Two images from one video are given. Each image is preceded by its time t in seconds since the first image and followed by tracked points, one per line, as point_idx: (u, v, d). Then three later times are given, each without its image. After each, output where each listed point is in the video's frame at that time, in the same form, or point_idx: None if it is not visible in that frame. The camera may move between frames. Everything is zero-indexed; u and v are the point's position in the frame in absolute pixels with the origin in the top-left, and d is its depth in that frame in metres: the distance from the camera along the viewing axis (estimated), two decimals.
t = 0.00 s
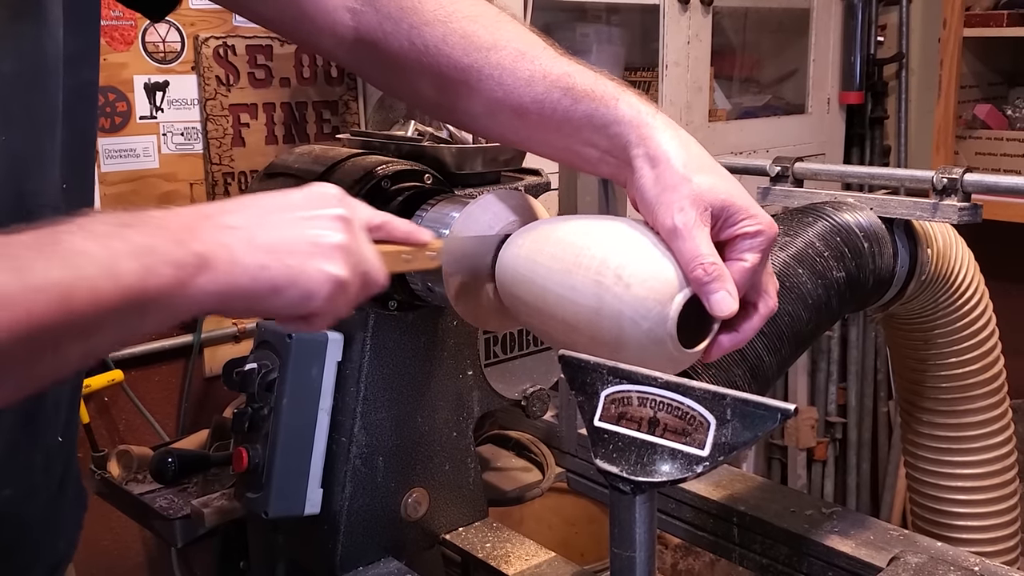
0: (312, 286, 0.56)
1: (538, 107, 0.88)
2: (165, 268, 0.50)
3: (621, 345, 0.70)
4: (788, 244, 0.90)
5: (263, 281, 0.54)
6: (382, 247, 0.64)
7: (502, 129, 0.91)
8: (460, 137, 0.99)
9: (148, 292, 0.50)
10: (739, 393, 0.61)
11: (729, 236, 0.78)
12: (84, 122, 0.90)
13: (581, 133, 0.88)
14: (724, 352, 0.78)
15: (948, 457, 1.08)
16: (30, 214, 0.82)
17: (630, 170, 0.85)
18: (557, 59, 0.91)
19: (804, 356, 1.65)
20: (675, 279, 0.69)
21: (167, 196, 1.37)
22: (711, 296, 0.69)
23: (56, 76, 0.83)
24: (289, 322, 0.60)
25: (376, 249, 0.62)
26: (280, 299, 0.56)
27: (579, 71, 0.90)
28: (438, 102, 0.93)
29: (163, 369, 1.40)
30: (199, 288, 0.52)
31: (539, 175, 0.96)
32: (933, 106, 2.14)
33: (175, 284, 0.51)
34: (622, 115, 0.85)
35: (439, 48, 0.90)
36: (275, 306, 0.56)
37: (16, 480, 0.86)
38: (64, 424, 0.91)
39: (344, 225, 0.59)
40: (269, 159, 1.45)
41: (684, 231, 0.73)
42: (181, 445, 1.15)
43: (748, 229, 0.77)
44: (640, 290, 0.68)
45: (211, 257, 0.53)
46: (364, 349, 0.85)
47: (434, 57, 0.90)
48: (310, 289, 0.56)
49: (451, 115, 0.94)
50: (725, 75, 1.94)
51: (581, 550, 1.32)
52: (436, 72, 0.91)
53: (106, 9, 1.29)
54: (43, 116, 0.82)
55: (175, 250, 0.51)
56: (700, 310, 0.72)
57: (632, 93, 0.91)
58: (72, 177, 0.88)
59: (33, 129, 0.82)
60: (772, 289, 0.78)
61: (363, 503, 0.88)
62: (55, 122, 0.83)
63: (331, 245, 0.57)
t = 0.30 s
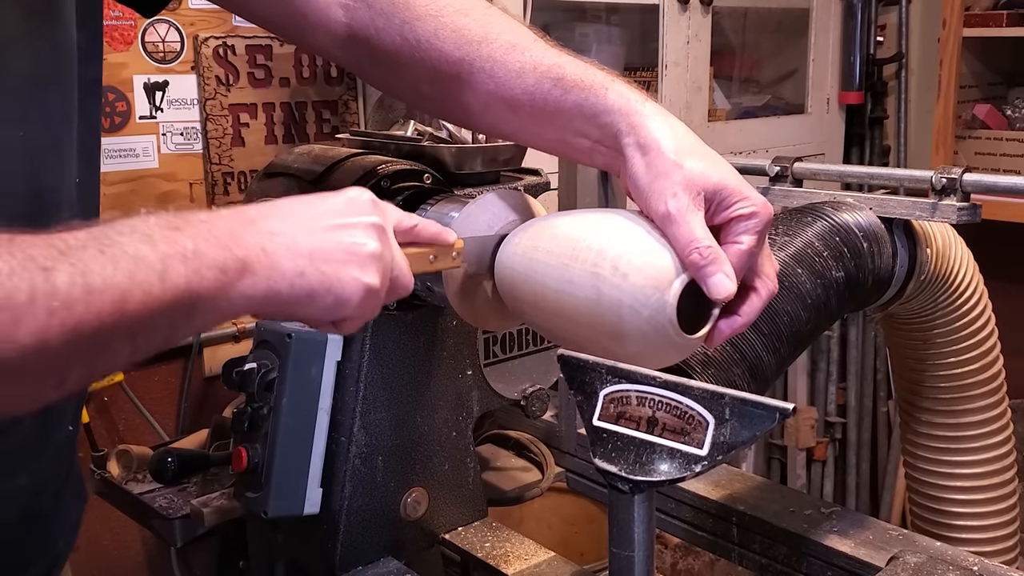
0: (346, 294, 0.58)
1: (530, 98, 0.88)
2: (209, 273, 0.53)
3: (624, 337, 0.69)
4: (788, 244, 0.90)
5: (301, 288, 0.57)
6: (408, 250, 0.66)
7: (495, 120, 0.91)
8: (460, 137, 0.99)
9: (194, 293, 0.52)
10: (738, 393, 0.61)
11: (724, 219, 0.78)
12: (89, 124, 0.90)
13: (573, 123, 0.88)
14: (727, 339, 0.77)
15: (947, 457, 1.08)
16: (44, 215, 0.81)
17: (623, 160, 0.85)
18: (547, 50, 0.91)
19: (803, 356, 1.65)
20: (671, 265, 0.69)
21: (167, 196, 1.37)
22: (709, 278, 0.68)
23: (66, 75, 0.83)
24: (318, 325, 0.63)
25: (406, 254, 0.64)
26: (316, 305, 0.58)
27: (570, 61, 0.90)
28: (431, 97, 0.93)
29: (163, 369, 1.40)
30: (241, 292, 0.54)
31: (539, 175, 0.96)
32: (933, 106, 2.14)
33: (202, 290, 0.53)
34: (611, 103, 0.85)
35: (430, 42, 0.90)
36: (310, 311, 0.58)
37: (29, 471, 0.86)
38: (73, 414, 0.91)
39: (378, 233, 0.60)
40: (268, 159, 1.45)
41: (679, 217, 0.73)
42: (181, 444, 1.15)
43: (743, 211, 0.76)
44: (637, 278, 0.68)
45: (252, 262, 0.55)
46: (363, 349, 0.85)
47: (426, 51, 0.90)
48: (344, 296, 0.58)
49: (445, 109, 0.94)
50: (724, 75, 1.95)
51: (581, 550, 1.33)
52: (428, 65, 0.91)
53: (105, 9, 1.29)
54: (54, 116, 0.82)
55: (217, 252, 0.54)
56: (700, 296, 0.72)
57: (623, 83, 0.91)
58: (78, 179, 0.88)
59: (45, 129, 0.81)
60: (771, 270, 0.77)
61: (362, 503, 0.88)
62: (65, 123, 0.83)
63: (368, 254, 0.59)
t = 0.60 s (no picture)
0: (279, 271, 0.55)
1: (531, 105, 0.88)
2: (128, 250, 0.51)
3: (623, 345, 0.70)
4: (788, 244, 0.90)
5: (228, 263, 0.54)
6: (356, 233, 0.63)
7: (496, 127, 0.91)
8: (460, 137, 1.00)
9: (111, 272, 0.50)
10: (739, 394, 0.61)
11: (725, 229, 0.77)
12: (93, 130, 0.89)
13: (575, 132, 0.88)
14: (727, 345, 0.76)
15: (948, 457, 1.08)
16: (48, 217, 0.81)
17: (624, 168, 0.86)
18: (551, 57, 0.91)
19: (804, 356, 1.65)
20: (670, 277, 0.69)
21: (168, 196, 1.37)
22: (709, 290, 0.68)
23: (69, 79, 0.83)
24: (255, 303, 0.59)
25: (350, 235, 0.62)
26: (246, 280, 0.55)
27: (572, 68, 0.90)
28: (437, 104, 0.94)
29: (164, 369, 1.40)
30: (164, 269, 0.52)
31: (540, 175, 0.97)
32: (933, 106, 2.14)
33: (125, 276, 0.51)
34: (612, 112, 0.85)
35: (436, 48, 0.90)
36: (243, 287, 0.56)
37: (27, 472, 0.85)
38: (80, 420, 0.90)
39: (316, 209, 0.58)
40: (270, 159, 1.45)
41: (680, 228, 0.72)
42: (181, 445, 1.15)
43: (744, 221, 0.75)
44: (636, 289, 0.68)
45: (176, 237, 0.52)
46: (365, 349, 0.85)
47: (431, 59, 0.90)
48: (278, 272, 0.55)
49: (449, 116, 0.94)
50: (725, 75, 1.95)
51: (582, 550, 1.33)
52: (434, 73, 0.91)
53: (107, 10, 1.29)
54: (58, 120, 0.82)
55: (138, 231, 0.51)
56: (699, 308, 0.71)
57: (624, 90, 0.91)
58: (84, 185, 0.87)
59: (51, 133, 0.81)
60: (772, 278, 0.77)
61: (364, 504, 0.88)
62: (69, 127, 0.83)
63: (299, 229, 0.56)
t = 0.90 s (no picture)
0: (280, 272, 0.55)
1: (513, 111, 0.88)
2: (126, 250, 0.51)
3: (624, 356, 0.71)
4: (788, 244, 0.90)
5: (228, 264, 0.54)
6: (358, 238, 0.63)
7: (479, 133, 0.92)
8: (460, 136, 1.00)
9: (110, 271, 0.51)
10: (739, 392, 0.61)
11: (721, 232, 0.77)
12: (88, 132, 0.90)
13: (557, 138, 0.88)
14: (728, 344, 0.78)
15: (948, 456, 1.08)
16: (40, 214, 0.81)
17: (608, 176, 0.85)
18: (535, 62, 0.90)
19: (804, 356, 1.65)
20: (668, 292, 0.69)
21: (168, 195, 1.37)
22: (708, 302, 0.69)
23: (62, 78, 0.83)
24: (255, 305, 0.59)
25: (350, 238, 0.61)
26: (244, 282, 0.55)
27: (555, 74, 0.89)
28: (425, 108, 0.94)
29: (164, 368, 1.40)
30: (163, 268, 0.52)
31: (540, 174, 0.97)
32: (934, 105, 2.14)
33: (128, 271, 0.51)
34: (592, 121, 0.85)
35: (421, 52, 0.90)
36: (241, 287, 0.55)
37: (21, 470, 0.85)
38: (74, 416, 0.90)
39: (317, 210, 0.57)
40: (270, 159, 1.45)
41: (674, 241, 0.72)
42: (181, 444, 1.15)
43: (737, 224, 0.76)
44: (637, 307, 0.69)
45: (175, 237, 0.53)
46: (366, 348, 0.85)
47: (418, 61, 0.90)
48: (278, 272, 0.55)
49: (436, 120, 0.94)
50: (725, 75, 1.95)
51: (582, 549, 1.33)
52: (421, 77, 0.91)
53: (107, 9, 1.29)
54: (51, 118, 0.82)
55: (135, 230, 0.52)
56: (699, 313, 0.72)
57: (608, 97, 0.90)
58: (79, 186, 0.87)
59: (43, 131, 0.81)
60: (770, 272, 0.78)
61: (364, 502, 0.88)
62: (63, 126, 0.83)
63: (298, 229, 0.56)
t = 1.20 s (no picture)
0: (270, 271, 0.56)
1: (517, 106, 0.89)
2: (121, 248, 0.51)
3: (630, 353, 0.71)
4: (788, 245, 0.90)
5: (221, 261, 0.55)
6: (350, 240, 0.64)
7: (484, 127, 0.92)
8: (460, 136, 0.99)
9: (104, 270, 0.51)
10: (739, 393, 0.61)
11: (724, 227, 0.77)
12: (85, 130, 0.90)
13: (561, 133, 0.89)
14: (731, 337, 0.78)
15: (948, 456, 1.08)
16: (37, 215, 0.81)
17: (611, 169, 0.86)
18: (537, 57, 0.91)
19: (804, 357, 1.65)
20: (671, 285, 0.69)
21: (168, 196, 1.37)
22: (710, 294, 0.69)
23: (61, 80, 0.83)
24: (251, 303, 0.60)
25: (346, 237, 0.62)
26: (238, 280, 0.56)
27: (558, 69, 0.90)
28: (426, 104, 0.94)
29: (164, 369, 1.40)
30: (158, 266, 0.53)
31: (540, 175, 0.97)
32: (933, 106, 2.14)
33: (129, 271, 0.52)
34: (597, 114, 0.86)
35: (424, 49, 0.90)
36: (234, 286, 0.56)
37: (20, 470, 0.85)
38: (71, 416, 0.91)
39: (311, 208, 0.58)
40: (270, 159, 1.45)
41: (676, 233, 0.72)
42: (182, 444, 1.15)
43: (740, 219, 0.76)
44: (641, 302, 0.68)
45: (169, 235, 0.53)
46: (366, 348, 0.86)
47: (419, 58, 0.90)
48: (268, 271, 0.56)
49: (437, 116, 0.95)
50: (725, 76, 1.95)
51: (582, 549, 1.33)
52: (423, 74, 0.91)
53: (107, 10, 1.29)
54: (48, 119, 0.82)
55: (131, 229, 0.52)
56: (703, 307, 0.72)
57: (611, 91, 0.91)
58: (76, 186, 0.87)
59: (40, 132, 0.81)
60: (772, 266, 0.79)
61: (364, 503, 0.88)
62: (60, 127, 0.83)
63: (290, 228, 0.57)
